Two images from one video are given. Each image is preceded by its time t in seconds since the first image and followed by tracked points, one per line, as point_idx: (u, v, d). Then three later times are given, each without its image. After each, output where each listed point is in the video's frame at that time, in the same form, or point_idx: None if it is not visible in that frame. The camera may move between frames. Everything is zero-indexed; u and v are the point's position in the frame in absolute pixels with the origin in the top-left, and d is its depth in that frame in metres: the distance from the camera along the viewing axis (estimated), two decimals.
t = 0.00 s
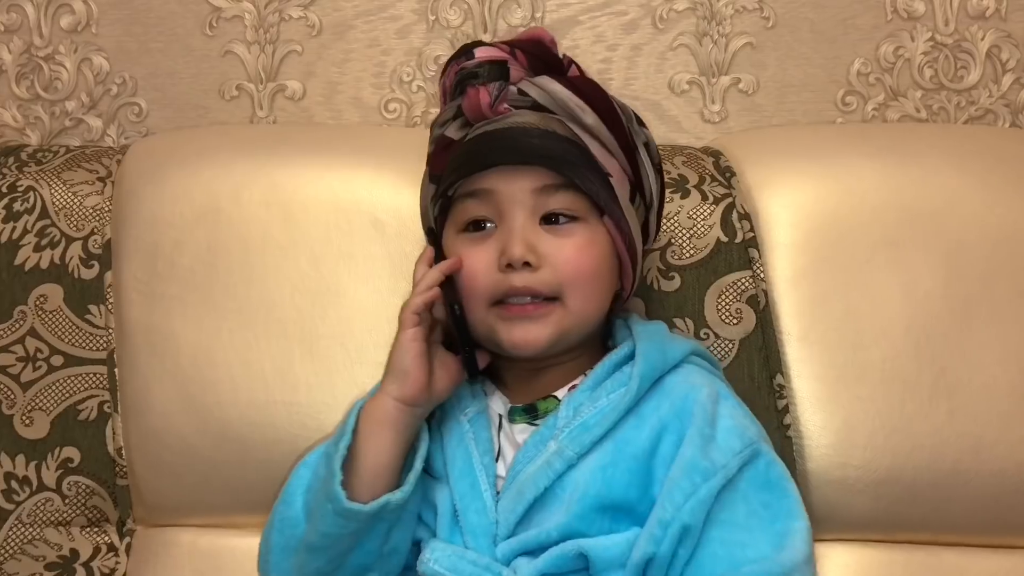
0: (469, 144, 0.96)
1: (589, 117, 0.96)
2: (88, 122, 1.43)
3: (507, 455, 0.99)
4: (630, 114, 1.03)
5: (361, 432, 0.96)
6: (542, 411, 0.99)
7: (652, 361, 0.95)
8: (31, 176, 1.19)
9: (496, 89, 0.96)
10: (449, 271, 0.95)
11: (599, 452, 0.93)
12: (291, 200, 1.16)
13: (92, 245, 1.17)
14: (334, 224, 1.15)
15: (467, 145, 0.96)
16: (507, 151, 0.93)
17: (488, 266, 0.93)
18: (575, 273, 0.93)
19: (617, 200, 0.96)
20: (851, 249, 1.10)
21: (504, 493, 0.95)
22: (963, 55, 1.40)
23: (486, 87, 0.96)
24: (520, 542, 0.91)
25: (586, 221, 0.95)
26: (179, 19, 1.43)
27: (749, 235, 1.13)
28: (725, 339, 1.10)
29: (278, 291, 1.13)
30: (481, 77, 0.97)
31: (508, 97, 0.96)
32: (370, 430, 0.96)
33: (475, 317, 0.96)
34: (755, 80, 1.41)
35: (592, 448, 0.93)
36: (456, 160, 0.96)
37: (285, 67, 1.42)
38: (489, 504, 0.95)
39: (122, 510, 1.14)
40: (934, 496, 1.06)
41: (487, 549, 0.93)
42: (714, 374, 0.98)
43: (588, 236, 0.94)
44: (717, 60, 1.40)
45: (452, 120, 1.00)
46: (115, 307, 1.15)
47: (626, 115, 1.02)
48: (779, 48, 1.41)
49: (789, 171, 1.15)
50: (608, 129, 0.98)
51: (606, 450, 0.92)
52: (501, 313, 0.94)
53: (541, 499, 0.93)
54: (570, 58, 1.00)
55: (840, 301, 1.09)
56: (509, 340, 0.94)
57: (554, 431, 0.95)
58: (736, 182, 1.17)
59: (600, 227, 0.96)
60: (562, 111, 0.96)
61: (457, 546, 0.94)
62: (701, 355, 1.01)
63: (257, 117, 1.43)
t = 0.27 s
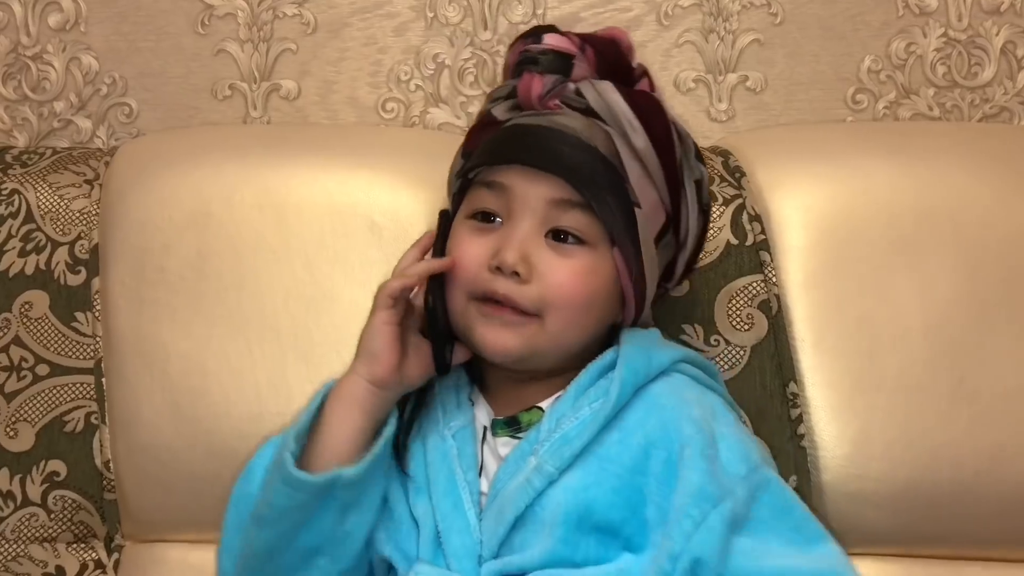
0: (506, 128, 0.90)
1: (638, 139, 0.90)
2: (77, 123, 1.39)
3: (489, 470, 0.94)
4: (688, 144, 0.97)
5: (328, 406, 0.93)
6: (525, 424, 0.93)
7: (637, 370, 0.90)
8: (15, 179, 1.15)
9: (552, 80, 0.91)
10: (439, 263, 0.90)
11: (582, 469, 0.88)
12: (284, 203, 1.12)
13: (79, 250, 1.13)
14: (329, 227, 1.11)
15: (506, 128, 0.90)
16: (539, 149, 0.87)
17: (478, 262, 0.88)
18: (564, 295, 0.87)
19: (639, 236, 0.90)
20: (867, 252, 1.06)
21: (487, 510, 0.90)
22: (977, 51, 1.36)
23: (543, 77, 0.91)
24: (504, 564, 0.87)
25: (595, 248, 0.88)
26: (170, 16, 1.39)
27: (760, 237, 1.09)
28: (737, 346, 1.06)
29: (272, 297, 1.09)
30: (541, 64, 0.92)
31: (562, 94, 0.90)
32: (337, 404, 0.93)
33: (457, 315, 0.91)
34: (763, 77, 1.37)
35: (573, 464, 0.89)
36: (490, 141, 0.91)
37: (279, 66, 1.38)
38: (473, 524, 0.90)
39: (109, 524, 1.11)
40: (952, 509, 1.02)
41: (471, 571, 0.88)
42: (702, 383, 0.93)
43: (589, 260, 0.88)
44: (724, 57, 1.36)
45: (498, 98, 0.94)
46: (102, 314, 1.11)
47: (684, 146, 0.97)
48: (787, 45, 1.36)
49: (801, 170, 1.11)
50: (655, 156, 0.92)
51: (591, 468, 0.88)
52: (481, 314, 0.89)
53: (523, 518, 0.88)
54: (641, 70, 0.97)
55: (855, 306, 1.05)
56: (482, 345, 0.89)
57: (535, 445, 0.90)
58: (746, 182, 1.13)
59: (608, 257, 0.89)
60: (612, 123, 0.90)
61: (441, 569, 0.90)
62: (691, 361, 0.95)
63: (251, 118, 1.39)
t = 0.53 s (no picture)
0: (572, 125, 0.86)
1: (703, 160, 0.87)
2: (62, 122, 1.35)
3: (516, 484, 0.90)
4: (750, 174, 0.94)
5: (334, 381, 0.90)
6: (570, 438, 0.91)
7: (698, 398, 0.90)
8: None
9: (627, 83, 0.87)
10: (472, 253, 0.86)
11: (636, 494, 0.87)
12: (273, 203, 1.08)
13: (61, 253, 1.09)
14: (320, 229, 1.07)
15: (573, 124, 0.86)
16: (605, 156, 0.83)
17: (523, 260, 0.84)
18: (602, 314, 0.84)
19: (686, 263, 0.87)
20: (876, 254, 1.02)
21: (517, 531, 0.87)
22: (986, 47, 1.33)
23: (615, 77, 0.88)
24: None
25: (643, 269, 0.86)
26: (156, 11, 1.35)
27: (766, 238, 1.05)
28: (741, 351, 1.02)
29: (261, 301, 1.05)
30: (615, 64, 0.89)
31: (633, 100, 0.87)
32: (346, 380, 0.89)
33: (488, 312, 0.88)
34: (766, 74, 1.33)
35: (625, 489, 0.87)
36: (553, 135, 0.87)
37: (269, 63, 1.34)
38: (496, 541, 0.87)
39: (92, 537, 1.08)
40: (966, 519, 0.99)
41: None
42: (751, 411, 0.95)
43: (635, 282, 0.85)
44: (726, 53, 1.33)
45: (561, 89, 0.90)
46: (85, 319, 1.07)
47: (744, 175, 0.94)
48: (791, 41, 1.33)
49: (808, 168, 1.07)
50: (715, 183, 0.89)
51: (645, 494, 0.86)
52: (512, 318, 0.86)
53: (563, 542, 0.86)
54: (717, 91, 0.93)
55: (865, 310, 1.01)
56: (511, 355, 0.86)
57: (583, 467, 0.88)
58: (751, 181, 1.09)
59: (653, 280, 0.86)
60: (680, 142, 0.86)
61: None
62: (737, 387, 0.96)
63: (241, 116, 1.35)
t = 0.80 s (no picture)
0: (553, 102, 0.85)
1: (687, 114, 0.88)
2: (35, 108, 1.31)
3: (533, 485, 0.87)
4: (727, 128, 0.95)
5: (369, 402, 0.84)
6: (589, 441, 0.89)
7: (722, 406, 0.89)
8: None
9: (595, 53, 0.87)
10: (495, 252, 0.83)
11: (661, 503, 0.84)
12: (251, 190, 1.05)
13: (31, 241, 1.05)
14: (298, 215, 1.04)
15: (550, 104, 0.85)
16: (603, 117, 0.83)
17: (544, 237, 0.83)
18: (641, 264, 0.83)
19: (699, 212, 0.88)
20: (872, 240, 0.99)
21: (529, 536, 0.84)
22: (983, 31, 1.30)
23: (585, 49, 0.87)
24: None
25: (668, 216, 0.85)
26: None
27: (758, 225, 1.02)
28: (733, 340, 1.00)
29: (237, 292, 1.02)
30: (580, 37, 0.88)
31: (606, 67, 0.86)
32: (376, 402, 0.83)
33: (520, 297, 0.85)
34: (759, 58, 1.30)
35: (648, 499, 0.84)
36: (532, 117, 0.85)
37: (250, 47, 1.31)
38: (507, 542, 0.83)
39: (63, 535, 1.04)
40: (966, 512, 0.96)
41: None
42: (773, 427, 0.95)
43: (664, 229, 0.84)
44: (718, 37, 1.29)
45: (526, 74, 0.89)
46: (56, 309, 1.04)
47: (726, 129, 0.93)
48: (785, 25, 1.30)
49: (801, 153, 1.04)
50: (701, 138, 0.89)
51: (671, 505, 0.84)
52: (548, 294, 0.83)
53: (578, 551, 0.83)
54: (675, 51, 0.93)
55: (861, 297, 0.98)
56: (552, 328, 0.83)
57: (603, 472, 0.85)
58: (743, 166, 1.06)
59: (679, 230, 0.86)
60: (660, 101, 0.86)
61: None
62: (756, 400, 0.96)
63: (220, 102, 1.32)
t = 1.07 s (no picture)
0: (495, 96, 0.84)
1: (632, 92, 0.85)
2: (21, 101, 1.29)
3: (510, 481, 0.87)
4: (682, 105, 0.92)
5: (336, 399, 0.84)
6: (566, 435, 0.88)
7: (701, 397, 0.87)
8: None
9: (535, 44, 0.85)
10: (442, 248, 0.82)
11: (640, 499, 0.83)
12: (238, 182, 1.03)
13: (15, 235, 1.04)
14: (286, 208, 1.03)
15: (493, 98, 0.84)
16: (546, 108, 0.81)
17: (492, 233, 0.82)
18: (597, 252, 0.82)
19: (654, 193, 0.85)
20: (866, 233, 0.98)
21: (508, 533, 0.83)
22: (979, 22, 1.29)
23: (523, 42, 0.85)
24: None
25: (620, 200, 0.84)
26: None
27: (752, 217, 1.01)
28: (726, 335, 0.99)
29: (224, 287, 1.01)
30: (519, 30, 0.86)
31: (545, 57, 0.84)
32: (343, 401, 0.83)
33: (476, 294, 0.84)
34: (752, 50, 1.29)
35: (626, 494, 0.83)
36: (474, 114, 0.85)
37: (238, 39, 1.29)
38: (486, 537, 0.82)
39: (49, 532, 1.03)
40: (960, 508, 0.95)
41: None
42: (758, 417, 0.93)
43: (616, 212, 0.83)
44: (712, 29, 1.28)
45: (471, 73, 0.88)
46: (41, 304, 1.02)
47: (677, 106, 0.91)
48: (779, 17, 1.29)
49: (795, 146, 1.03)
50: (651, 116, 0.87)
51: (651, 501, 0.83)
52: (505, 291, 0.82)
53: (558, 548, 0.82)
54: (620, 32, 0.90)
55: (855, 291, 0.97)
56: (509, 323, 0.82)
57: (582, 467, 0.84)
58: (737, 159, 1.05)
59: (634, 214, 0.85)
60: (604, 85, 0.84)
61: None
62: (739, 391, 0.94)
63: (208, 95, 1.30)
